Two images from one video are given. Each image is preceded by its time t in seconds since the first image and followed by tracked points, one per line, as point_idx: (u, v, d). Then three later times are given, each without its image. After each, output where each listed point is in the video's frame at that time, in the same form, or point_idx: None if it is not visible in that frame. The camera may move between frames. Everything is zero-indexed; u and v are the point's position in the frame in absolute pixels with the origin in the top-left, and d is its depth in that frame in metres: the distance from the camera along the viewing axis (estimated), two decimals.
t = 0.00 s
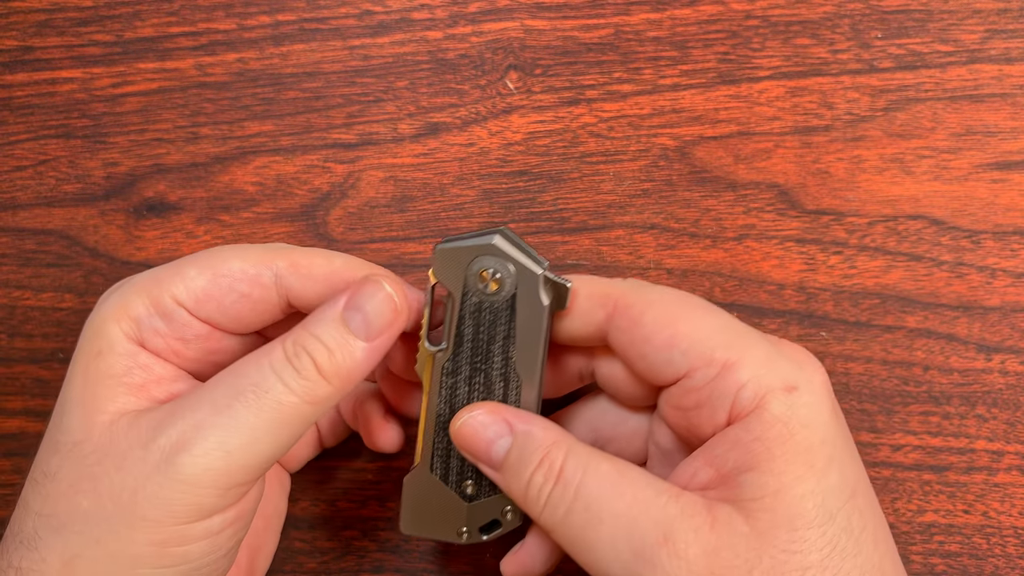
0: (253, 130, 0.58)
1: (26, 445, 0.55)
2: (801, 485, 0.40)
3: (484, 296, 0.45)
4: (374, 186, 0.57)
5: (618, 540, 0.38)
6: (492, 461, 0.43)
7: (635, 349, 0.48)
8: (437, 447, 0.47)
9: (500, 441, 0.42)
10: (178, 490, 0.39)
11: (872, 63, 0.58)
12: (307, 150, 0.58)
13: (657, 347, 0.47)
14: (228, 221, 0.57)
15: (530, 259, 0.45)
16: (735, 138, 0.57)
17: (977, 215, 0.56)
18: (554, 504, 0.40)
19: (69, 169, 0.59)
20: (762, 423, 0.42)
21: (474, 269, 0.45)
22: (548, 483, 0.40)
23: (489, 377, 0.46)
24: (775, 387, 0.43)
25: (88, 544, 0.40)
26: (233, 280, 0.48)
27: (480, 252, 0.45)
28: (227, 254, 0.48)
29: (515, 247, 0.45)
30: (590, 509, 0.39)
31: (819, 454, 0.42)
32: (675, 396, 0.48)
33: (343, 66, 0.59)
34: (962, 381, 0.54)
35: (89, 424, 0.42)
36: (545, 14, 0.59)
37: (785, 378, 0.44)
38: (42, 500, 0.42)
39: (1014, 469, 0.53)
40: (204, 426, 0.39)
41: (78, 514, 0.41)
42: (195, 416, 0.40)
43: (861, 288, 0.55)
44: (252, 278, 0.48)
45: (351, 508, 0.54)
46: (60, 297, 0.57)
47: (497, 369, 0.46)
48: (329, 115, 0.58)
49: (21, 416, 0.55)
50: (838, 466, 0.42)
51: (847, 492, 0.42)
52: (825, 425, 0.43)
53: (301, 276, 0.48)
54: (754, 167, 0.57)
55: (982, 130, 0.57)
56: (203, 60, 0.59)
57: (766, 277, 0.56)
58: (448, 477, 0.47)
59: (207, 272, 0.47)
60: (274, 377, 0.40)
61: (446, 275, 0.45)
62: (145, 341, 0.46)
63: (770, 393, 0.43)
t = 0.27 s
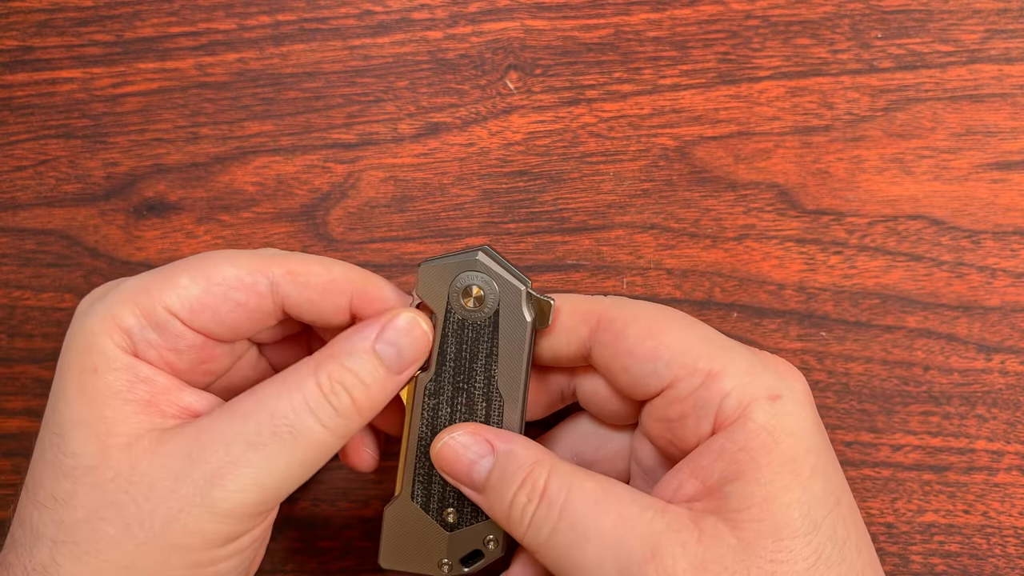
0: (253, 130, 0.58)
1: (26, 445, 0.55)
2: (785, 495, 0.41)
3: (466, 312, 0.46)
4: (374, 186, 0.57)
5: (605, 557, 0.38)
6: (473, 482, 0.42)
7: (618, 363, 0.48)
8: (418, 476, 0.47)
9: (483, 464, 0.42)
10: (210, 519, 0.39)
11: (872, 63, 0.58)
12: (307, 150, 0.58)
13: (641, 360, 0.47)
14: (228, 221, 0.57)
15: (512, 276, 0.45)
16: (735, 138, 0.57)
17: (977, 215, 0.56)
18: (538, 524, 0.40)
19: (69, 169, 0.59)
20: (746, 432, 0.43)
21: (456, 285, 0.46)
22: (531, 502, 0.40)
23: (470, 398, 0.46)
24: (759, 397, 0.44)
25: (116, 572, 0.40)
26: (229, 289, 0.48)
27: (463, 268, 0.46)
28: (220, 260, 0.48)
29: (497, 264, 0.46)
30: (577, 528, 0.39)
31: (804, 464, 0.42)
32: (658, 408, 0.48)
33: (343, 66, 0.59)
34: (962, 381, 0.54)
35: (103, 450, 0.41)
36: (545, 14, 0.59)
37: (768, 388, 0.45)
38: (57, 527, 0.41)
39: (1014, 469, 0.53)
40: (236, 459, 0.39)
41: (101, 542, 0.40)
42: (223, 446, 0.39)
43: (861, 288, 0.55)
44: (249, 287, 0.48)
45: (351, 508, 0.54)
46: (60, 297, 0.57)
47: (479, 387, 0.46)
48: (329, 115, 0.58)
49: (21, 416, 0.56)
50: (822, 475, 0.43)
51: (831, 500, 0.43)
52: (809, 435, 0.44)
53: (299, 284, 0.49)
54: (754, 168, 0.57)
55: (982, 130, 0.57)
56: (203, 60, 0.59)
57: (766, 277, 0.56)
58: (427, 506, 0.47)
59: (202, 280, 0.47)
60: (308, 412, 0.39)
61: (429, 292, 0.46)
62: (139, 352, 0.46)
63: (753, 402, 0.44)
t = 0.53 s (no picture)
0: (253, 130, 0.58)
1: (26, 445, 0.55)
2: (841, 460, 0.40)
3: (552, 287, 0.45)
4: (374, 186, 0.57)
5: (668, 486, 0.37)
6: (539, 399, 0.41)
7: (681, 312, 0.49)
8: (499, 438, 0.47)
9: (554, 380, 0.41)
10: (215, 551, 0.39)
11: (872, 63, 0.58)
12: (307, 150, 0.58)
13: (703, 308, 0.48)
14: (228, 221, 0.57)
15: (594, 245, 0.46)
16: (735, 138, 0.57)
17: (977, 215, 0.56)
18: (603, 445, 0.39)
19: (69, 169, 0.59)
20: (800, 395, 0.43)
21: (545, 263, 0.44)
22: (601, 422, 0.39)
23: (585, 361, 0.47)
24: (815, 364, 0.44)
25: None
26: (269, 314, 0.47)
27: (554, 245, 0.44)
28: (261, 286, 0.47)
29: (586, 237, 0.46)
30: (646, 455, 0.38)
31: (855, 433, 0.42)
32: (707, 362, 0.48)
33: (343, 66, 0.59)
34: (962, 381, 0.54)
35: (117, 466, 0.40)
36: (545, 14, 0.59)
37: (823, 359, 0.45)
38: (64, 538, 0.40)
39: (1014, 469, 0.53)
40: (251, 492, 0.39)
41: (104, 560, 0.39)
42: (239, 478, 0.39)
43: (861, 288, 0.55)
44: (290, 316, 0.48)
45: (351, 508, 0.54)
46: (61, 297, 0.57)
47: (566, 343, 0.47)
48: (329, 115, 0.58)
49: (21, 416, 0.55)
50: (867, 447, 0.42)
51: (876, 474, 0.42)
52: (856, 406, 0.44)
53: (341, 313, 0.49)
54: (754, 168, 0.57)
55: (982, 130, 0.57)
56: (203, 60, 0.59)
57: (766, 277, 0.56)
58: (509, 464, 0.47)
59: (242, 303, 0.46)
60: (330, 448, 0.40)
61: (516, 276, 0.44)
62: (170, 370, 0.45)
63: (809, 369, 0.44)
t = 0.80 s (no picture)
0: (253, 130, 0.58)
1: (25, 445, 0.55)
2: (940, 410, 0.46)
3: (688, 213, 0.45)
4: (374, 187, 0.57)
5: (810, 412, 0.41)
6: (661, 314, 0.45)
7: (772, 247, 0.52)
8: (646, 365, 0.50)
9: (683, 303, 0.44)
10: None
11: (872, 63, 0.58)
12: (307, 150, 0.58)
13: (804, 245, 0.51)
14: (228, 221, 0.57)
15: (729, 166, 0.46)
16: (736, 138, 0.57)
17: (977, 215, 0.56)
18: (735, 355, 0.42)
19: (69, 169, 0.59)
20: (892, 346, 0.48)
21: (688, 191, 0.44)
22: (735, 336, 0.43)
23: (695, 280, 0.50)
24: (899, 324, 0.49)
25: None
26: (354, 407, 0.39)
27: (698, 172, 0.44)
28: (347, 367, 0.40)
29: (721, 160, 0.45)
30: (787, 372, 0.41)
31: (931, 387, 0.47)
32: (788, 297, 0.51)
33: (343, 66, 0.59)
34: (962, 381, 0.54)
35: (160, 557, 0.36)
36: (545, 14, 0.59)
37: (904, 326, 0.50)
38: None
39: (1013, 469, 0.53)
40: None
41: None
42: None
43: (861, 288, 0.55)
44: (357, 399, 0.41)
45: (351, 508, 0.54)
46: (61, 297, 0.57)
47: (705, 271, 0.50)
48: (329, 115, 0.58)
49: (21, 416, 0.55)
50: (942, 401, 0.47)
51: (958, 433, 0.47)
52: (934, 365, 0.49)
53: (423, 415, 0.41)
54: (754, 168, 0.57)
55: (982, 130, 0.57)
56: (203, 60, 0.59)
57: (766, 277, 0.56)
58: (656, 383, 0.51)
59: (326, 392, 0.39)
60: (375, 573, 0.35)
61: (654, 206, 0.44)
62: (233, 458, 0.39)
63: (896, 324, 0.49)
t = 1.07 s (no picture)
0: (253, 130, 0.58)
1: (25, 445, 0.55)
2: (908, 404, 0.43)
3: (656, 222, 0.45)
4: (374, 187, 0.57)
5: (750, 421, 0.39)
6: (612, 312, 0.42)
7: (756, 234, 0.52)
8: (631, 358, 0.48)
9: (633, 298, 0.42)
10: None
11: (872, 63, 0.58)
12: (306, 150, 0.58)
13: (785, 230, 0.50)
14: (228, 221, 0.57)
15: (701, 170, 0.45)
16: (735, 138, 0.57)
17: (977, 215, 0.56)
18: (678, 359, 0.40)
19: (69, 169, 0.59)
20: (863, 335, 0.45)
21: (654, 203, 0.44)
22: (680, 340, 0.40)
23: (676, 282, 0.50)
24: (876, 308, 0.46)
25: None
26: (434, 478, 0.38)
27: (665, 183, 0.43)
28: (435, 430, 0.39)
29: (689, 167, 0.44)
30: (725, 377, 0.39)
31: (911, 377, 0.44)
32: (769, 284, 0.51)
33: (343, 65, 0.59)
34: (962, 381, 0.54)
35: None
36: (545, 14, 0.59)
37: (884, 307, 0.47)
38: None
39: (1014, 469, 0.53)
40: None
41: None
42: None
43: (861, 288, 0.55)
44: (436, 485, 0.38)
45: (351, 508, 0.54)
46: (61, 297, 0.57)
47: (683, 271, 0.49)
48: (329, 115, 0.58)
49: (21, 416, 0.55)
50: (914, 392, 0.44)
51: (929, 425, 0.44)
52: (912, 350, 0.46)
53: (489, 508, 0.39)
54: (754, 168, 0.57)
55: (982, 130, 0.57)
56: (203, 60, 0.59)
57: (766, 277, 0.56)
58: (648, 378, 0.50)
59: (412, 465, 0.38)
60: None
61: (618, 221, 0.43)
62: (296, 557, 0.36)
63: (871, 309, 0.46)
